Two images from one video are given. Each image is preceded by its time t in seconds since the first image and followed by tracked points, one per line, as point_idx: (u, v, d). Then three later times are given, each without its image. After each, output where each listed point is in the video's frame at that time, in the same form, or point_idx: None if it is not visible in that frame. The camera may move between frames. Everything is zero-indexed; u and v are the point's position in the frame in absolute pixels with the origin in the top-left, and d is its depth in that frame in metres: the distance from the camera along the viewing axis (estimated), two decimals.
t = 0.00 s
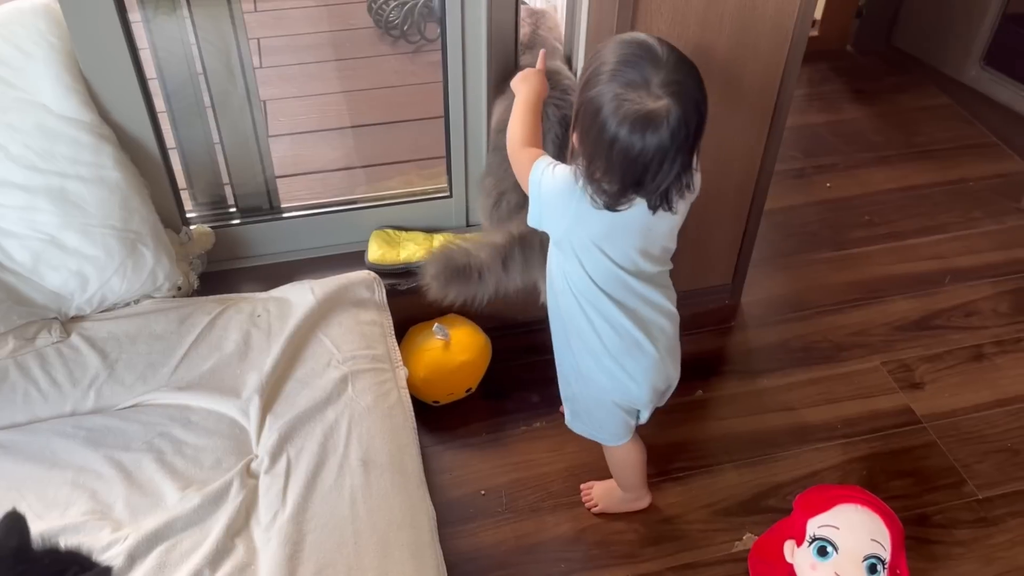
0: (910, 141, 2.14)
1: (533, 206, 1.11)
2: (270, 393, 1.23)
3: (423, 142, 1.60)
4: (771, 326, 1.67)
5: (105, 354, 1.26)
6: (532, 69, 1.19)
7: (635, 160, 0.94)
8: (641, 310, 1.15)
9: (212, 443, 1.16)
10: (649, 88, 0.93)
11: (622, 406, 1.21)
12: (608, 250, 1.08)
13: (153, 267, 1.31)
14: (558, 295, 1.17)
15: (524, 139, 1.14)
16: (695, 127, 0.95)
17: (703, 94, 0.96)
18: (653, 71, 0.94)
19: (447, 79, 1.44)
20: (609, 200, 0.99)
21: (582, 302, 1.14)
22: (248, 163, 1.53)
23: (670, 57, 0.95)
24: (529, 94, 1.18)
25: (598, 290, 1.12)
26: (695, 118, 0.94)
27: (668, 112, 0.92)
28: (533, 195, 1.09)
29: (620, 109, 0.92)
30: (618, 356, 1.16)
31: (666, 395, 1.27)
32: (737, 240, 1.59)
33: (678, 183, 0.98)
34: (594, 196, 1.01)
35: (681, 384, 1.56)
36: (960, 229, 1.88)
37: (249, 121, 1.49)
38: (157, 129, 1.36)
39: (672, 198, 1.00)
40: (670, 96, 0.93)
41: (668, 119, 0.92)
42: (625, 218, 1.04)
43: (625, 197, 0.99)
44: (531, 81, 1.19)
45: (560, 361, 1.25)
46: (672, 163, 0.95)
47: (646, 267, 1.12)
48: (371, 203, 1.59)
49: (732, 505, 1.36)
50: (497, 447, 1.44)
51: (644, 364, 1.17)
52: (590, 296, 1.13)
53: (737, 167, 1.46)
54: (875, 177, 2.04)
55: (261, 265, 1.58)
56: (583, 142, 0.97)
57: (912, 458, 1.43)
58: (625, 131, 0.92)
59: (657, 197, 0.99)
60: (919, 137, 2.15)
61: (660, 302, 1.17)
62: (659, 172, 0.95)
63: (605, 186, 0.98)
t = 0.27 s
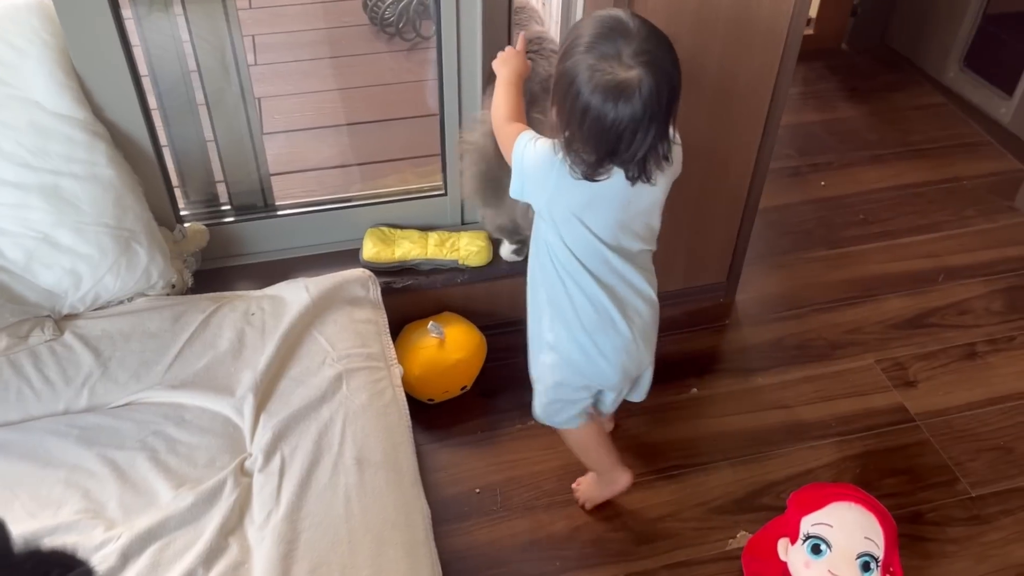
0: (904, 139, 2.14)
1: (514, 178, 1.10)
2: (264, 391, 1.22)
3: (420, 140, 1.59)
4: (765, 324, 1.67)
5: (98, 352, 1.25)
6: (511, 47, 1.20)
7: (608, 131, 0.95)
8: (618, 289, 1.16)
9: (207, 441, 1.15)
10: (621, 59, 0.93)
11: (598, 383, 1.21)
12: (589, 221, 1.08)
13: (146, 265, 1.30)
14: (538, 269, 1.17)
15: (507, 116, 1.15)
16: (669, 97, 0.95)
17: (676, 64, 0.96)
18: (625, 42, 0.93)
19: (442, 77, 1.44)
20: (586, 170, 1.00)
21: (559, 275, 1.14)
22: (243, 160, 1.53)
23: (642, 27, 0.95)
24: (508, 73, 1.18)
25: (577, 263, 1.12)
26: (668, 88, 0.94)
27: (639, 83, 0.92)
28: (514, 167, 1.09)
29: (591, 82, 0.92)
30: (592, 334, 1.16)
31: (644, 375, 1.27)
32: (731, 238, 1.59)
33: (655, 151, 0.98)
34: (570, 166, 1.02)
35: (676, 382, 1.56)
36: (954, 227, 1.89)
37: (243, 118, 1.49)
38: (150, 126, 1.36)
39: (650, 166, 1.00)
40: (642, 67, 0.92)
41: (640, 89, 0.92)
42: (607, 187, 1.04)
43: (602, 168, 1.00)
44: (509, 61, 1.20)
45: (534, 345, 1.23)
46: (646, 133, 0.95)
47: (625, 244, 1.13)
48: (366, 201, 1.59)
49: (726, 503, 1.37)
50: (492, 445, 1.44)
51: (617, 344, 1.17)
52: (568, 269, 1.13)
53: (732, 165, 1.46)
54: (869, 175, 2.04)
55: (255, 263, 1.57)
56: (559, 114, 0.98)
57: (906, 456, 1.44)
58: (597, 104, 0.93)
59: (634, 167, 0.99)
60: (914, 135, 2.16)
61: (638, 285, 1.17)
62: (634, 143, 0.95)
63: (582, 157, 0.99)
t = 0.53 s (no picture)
0: (898, 138, 2.14)
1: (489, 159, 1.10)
2: (256, 391, 1.22)
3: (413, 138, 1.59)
4: (759, 324, 1.67)
5: (89, 352, 1.24)
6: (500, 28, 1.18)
7: (577, 116, 0.95)
8: (586, 280, 1.16)
9: (198, 442, 1.15)
10: (590, 45, 0.93)
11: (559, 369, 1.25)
12: (555, 212, 1.08)
13: (138, 264, 1.30)
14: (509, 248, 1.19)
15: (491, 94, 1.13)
16: (637, 82, 0.95)
17: (646, 50, 0.96)
18: (593, 27, 0.93)
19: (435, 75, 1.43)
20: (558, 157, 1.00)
21: (525, 260, 1.16)
22: (235, 159, 1.52)
23: (611, 14, 0.95)
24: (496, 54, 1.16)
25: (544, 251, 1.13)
26: (637, 73, 0.94)
27: (607, 68, 0.92)
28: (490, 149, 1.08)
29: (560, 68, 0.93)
30: (552, 323, 1.19)
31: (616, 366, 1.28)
32: (725, 237, 1.59)
33: (626, 137, 0.98)
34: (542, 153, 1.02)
35: (669, 382, 1.56)
36: (948, 227, 1.89)
37: (236, 116, 1.48)
38: (142, 124, 1.35)
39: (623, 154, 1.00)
40: (610, 51, 0.93)
41: (608, 74, 0.92)
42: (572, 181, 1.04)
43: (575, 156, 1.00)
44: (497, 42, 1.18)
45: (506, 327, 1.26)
46: (615, 117, 0.95)
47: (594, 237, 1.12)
48: (359, 200, 1.58)
49: (720, 503, 1.37)
50: (485, 444, 1.44)
51: (577, 335, 1.19)
52: (534, 255, 1.14)
53: (725, 163, 1.46)
54: (863, 175, 2.04)
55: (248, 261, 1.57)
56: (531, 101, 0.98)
57: (899, 456, 1.44)
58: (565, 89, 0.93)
59: (606, 153, 0.99)
60: (908, 135, 2.16)
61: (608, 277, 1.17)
62: (604, 128, 0.96)
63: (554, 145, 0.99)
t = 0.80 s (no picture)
0: (894, 137, 2.14)
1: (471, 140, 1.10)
2: (250, 389, 1.22)
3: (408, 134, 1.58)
4: (754, 322, 1.67)
5: (83, 349, 1.24)
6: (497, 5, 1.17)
7: (549, 111, 0.95)
8: (556, 271, 1.16)
9: (192, 440, 1.15)
10: (565, 41, 0.93)
11: (526, 358, 1.25)
12: (526, 200, 1.09)
13: (131, 262, 1.29)
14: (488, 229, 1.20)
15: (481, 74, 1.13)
16: (612, 80, 0.94)
17: (623, 47, 0.95)
18: (569, 23, 0.93)
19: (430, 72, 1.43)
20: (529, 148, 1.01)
21: (498, 245, 1.17)
22: (230, 156, 1.51)
23: (590, 10, 0.95)
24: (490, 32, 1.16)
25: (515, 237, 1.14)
26: (612, 70, 0.94)
27: (579, 65, 0.92)
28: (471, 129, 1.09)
29: (532, 62, 0.93)
30: (521, 310, 1.19)
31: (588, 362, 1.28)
32: (720, 235, 1.59)
33: (598, 134, 0.98)
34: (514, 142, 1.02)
35: (665, 380, 1.56)
36: (943, 225, 1.89)
37: (231, 114, 1.47)
38: (136, 122, 1.35)
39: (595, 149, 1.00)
40: (585, 48, 0.92)
41: (581, 70, 0.92)
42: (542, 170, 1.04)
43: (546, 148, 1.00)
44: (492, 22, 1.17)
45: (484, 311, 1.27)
46: (587, 114, 0.95)
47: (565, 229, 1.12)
48: (353, 198, 1.57)
49: (714, 502, 1.37)
50: (480, 443, 1.44)
51: (544, 325, 1.20)
52: (506, 240, 1.15)
53: (720, 161, 1.46)
54: (859, 173, 2.04)
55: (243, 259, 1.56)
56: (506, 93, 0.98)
57: (893, 455, 1.44)
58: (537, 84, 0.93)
59: (577, 147, 0.99)
60: (903, 133, 2.16)
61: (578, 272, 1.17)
62: (574, 123, 0.96)
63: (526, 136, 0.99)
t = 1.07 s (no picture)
0: (891, 134, 2.14)
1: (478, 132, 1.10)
2: (247, 386, 1.21)
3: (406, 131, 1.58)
4: (752, 319, 1.66)
5: (78, 346, 1.23)
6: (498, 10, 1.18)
7: (554, 109, 0.95)
8: (564, 264, 1.16)
9: (188, 437, 1.14)
10: (570, 40, 0.92)
11: (533, 350, 1.25)
12: (533, 194, 1.08)
13: (127, 258, 1.28)
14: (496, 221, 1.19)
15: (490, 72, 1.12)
16: (617, 78, 0.94)
17: (628, 45, 0.94)
18: (574, 22, 0.92)
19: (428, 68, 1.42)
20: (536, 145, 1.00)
21: (506, 237, 1.16)
22: (225, 152, 1.50)
23: (594, 7, 0.94)
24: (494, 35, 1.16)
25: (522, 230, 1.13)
26: (618, 69, 0.93)
27: (585, 64, 0.91)
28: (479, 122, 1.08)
29: (537, 61, 0.92)
30: (528, 303, 1.19)
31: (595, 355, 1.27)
32: (718, 232, 1.59)
33: (603, 131, 0.98)
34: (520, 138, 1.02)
35: (663, 377, 1.55)
36: (941, 222, 1.89)
37: (227, 109, 1.46)
38: (132, 117, 1.33)
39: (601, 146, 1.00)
40: (590, 48, 0.92)
41: (586, 69, 0.91)
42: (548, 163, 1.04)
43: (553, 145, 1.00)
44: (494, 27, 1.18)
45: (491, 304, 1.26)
46: (592, 112, 0.95)
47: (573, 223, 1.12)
48: (350, 193, 1.56)
49: (712, 499, 1.36)
50: (477, 440, 1.43)
51: (552, 318, 1.19)
52: (513, 233, 1.14)
53: (719, 158, 1.45)
54: (857, 170, 2.04)
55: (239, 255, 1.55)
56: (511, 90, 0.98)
57: (891, 452, 1.44)
58: (542, 83, 0.93)
59: (582, 145, 0.99)
60: (901, 130, 2.15)
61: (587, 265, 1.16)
62: (579, 122, 0.95)
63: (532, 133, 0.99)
